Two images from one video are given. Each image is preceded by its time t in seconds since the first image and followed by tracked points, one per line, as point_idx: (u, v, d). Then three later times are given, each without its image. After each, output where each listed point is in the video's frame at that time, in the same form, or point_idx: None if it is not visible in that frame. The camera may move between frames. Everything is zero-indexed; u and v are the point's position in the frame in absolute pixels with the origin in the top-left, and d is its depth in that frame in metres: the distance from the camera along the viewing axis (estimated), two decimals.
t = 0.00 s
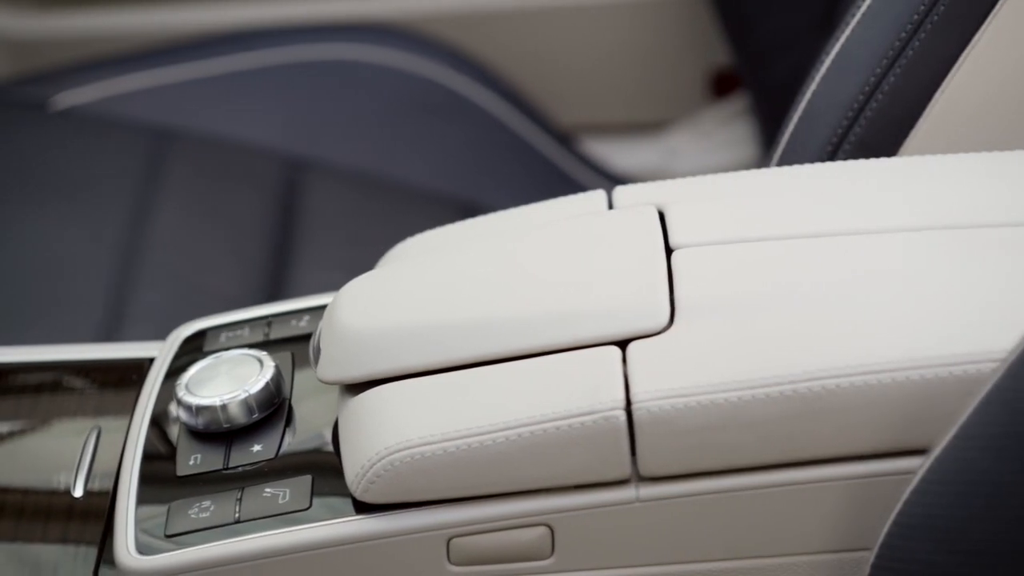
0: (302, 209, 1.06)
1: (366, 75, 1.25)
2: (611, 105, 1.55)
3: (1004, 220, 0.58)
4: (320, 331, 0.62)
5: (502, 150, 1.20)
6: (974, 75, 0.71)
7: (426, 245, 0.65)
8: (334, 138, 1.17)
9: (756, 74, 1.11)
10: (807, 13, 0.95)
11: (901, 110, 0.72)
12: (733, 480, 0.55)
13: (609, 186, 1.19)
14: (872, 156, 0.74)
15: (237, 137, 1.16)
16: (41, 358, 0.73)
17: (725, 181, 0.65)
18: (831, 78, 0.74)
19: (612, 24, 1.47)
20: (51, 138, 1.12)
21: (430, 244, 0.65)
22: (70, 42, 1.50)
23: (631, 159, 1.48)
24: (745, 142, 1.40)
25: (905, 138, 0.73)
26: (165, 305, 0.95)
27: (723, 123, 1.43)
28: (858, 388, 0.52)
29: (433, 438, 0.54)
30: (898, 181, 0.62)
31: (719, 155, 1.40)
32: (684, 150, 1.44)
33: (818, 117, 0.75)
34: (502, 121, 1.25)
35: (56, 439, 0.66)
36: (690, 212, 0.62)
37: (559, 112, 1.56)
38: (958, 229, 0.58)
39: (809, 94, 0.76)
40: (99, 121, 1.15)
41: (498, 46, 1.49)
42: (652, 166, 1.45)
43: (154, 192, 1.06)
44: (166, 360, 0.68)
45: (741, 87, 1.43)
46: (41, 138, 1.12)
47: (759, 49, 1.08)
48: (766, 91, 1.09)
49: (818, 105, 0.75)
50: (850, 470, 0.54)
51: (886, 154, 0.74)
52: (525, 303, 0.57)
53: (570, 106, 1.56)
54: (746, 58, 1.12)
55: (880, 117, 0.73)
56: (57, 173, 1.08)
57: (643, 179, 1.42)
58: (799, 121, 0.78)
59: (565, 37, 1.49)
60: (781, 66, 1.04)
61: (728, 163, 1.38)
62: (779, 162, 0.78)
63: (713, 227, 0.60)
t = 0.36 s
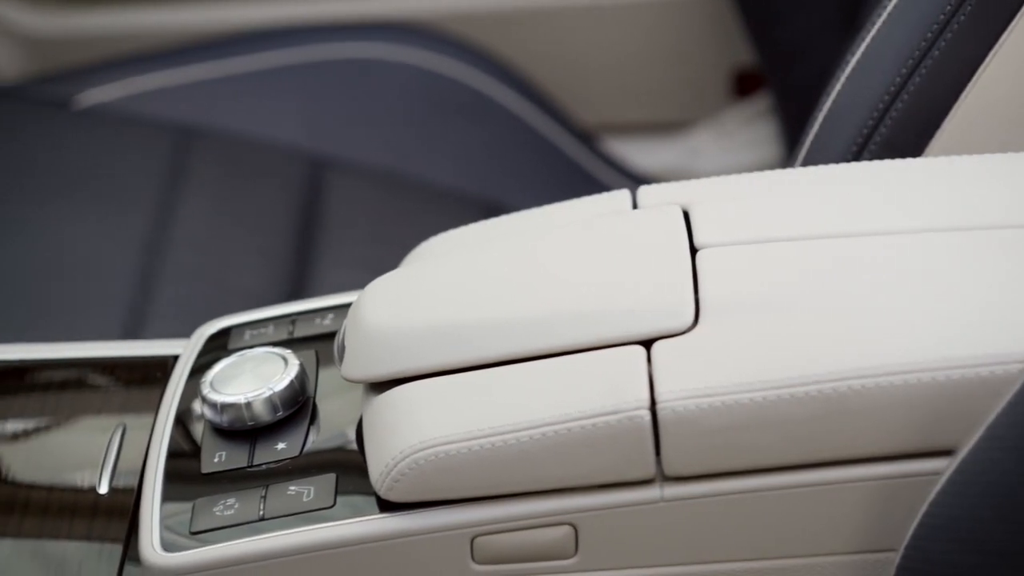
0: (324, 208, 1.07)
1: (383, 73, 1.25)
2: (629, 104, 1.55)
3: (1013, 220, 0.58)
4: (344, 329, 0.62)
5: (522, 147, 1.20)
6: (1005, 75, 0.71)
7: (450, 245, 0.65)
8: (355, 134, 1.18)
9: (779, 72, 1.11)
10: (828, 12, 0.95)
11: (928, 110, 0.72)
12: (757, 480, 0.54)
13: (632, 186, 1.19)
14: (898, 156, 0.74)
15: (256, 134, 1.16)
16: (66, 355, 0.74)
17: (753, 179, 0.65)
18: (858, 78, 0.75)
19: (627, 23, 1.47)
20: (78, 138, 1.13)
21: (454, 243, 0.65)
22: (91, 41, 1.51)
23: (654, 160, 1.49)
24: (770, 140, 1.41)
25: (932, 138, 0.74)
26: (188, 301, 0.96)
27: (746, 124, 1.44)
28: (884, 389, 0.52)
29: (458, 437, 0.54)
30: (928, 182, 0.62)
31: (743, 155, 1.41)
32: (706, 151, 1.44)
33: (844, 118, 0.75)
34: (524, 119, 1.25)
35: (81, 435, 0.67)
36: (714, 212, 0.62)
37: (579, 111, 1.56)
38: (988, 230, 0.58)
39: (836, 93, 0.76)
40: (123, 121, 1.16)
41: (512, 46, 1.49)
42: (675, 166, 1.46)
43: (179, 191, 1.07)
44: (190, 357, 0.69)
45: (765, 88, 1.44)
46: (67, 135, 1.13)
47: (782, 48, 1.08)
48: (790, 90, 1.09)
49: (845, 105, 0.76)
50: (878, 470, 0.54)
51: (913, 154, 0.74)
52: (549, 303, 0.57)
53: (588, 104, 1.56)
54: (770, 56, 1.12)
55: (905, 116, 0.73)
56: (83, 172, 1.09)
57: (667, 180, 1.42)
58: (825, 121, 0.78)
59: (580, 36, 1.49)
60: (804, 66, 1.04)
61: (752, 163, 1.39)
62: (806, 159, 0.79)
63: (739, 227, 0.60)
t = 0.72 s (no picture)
0: (344, 206, 1.07)
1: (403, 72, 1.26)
2: (645, 104, 1.55)
3: None
4: (368, 327, 0.62)
5: (541, 145, 1.20)
6: None
7: (472, 245, 0.65)
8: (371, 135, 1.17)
9: (801, 71, 1.11)
10: (851, 12, 0.95)
11: (953, 110, 0.72)
12: (782, 480, 0.54)
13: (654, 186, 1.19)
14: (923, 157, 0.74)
15: (274, 133, 1.16)
16: (89, 352, 0.75)
17: (780, 179, 0.65)
18: (881, 79, 0.75)
19: (642, 23, 1.47)
20: (102, 135, 1.14)
21: (478, 243, 0.65)
22: (114, 38, 1.51)
23: (676, 159, 1.48)
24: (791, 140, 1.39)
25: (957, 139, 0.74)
26: (212, 298, 0.96)
27: (768, 123, 1.44)
28: (910, 389, 0.52)
29: (481, 436, 0.54)
30: (960, 181, 0.62)
31: (766, 155, 1.40)
32: (728, 151, 1.44)
33: (869, 118, 0.75)
34: (547, 119, 1.25)
35: (105, 431, 0.68)
36: (739, 211, 0.62)
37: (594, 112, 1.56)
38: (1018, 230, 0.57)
39: (860, 94, 0.76)
40: (147, 119, 1.16)
41: (527, 46, 1.50)
42: (697, 164, 1.45)
43: (200, 187, 1.07)
44: (214, 355, 0.70)
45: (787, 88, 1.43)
46: (92, 132, 1.14)
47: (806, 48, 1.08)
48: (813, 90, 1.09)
49: (868, 105, 0.75)
50: (904, 471, 0.54)
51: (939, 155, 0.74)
52: (573, 302, 0.57)
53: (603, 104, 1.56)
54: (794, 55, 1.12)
55: (931, 117, 0.73)
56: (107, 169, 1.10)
57: (687, 180, 1.42)
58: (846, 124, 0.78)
59: (595, 36, 1.49)
60: (826, 66, 1.04)
61: (774, 163, 1.39)
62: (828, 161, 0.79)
63: (764, 228, 0.60)
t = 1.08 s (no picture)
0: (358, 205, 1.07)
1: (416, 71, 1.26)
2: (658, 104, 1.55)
3: None
4: (386, 326, 0.62)
5: (554, 144, 1.20)
6: None
7: (490, 244, 0.65)
8: (386, 133, 1.17)
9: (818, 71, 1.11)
10: (868, 12, 0.95)
11: (973, 109, 0.72)
12: (801, 481, 0.54)
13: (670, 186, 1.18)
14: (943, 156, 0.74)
15: (287, 132, 1.17)
16: (105, 349, 0.75)
17: (800, 178, 0.65)
18: (901, 78, 0.76)
19: (654, 23, 1.47)
20: (115, 134, 1.14)
21: (495, 242, 0.65)
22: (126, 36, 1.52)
23: (691, 160, 1.49)
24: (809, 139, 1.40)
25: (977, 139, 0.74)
26: (227, 297, 0.96)
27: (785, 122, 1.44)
28: (929, 390, 0.52)
29: (498, 436, 0.54)
30: (982, 182, 0.62)
31: (783, 155, 1.40)
32: (745, 151, 1.44)
33: (888, 118, 0.76)
34: (562, 119, 1.25)
35: (123, 429, 0.68)
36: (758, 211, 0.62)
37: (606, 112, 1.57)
38: None
39: (880, 92, 0.77)
40: (161, 117, 1.17)
41: (539, 46, 1.50)
42: (713, 165, 1.46)
43: (213, 186, 1.08)
44: (232, 353, 0.70)
45: (804, 87, 1.43)
46: (107, 132, 1.15)
47: (823, 47, 1.08)
48: (830, 90, 1.09)
49: (885, 105, 0.76)
50: (926, 471, 0.54)
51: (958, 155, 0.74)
52: (592, 301, 0.57)
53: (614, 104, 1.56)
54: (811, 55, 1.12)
55: (950, 116, 0.73)
56: (123, 166, 1.10)
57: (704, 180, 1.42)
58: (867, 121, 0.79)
59: (606, 36, 1.49)
60: (842, 65, 1.04)
61: (791, 163, 1.39)
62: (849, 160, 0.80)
63: (783, 227, 0.60)
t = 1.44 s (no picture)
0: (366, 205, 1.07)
1: (424, 71, 1.26)
2: (666, 104, 1.55)
3: None
4: (397, 326, 0.62)
5: (563, 144, 1.20)
6: None
7: (500, 244, 0.65)
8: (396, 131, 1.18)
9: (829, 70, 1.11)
10: (879, 12, 0.95)
11: (986, 109, 0.72)
12: (814, 481, 0.54)
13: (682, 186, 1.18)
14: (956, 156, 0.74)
15: (295, 131, 1.17)
16: (116, 348, 0.75)
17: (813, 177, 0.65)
18: (914, 78, 0.76)
19: (661, 23, 1.47)
20: (124, 134, 1.14)
21: (507, 242, 0.65)
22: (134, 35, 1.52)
23: (702, 159, 1.48)
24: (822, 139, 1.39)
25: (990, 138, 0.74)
26: (237, 296, 0.96)
27: (798, 122, 1.43)
28: (941, 390, 0.51)
29: (508, 435, 0.54)
30: (998, 182, 0.62)
31: (795, 154, 1.39)
32: (757, 151, 1.43)
33: (901, 118, 0.76)
34: (572, 118, 1.25)
35: (134, 428, 0.68)
36: (770, 210, 0.62)
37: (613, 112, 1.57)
38: None
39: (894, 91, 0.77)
40: (171, 117, 1.17)
41: (546, 45, 1.50)
42: (725, 164, 1.45)
43: (222, 185, 1.08)
44: (243, 352, 0.70)
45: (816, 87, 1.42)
46: (117, 131, 1.15)
47: (834, 47, 1.08)
48: (841, 89, 1.09)
49: (898, 105, 0.77)
50: (940, 471, 0.54)
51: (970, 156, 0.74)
52: (602, 301, 0.57)
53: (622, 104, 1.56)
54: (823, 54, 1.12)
55: (964, 116, 0.73)
56: (131, 166, 1.11)
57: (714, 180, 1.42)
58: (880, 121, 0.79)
59: (613, 36, 1.49)
60: (854, 65, 1.04)
61: (803, 163, 1.37)
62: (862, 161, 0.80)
63: (795, 228, 0.60)
